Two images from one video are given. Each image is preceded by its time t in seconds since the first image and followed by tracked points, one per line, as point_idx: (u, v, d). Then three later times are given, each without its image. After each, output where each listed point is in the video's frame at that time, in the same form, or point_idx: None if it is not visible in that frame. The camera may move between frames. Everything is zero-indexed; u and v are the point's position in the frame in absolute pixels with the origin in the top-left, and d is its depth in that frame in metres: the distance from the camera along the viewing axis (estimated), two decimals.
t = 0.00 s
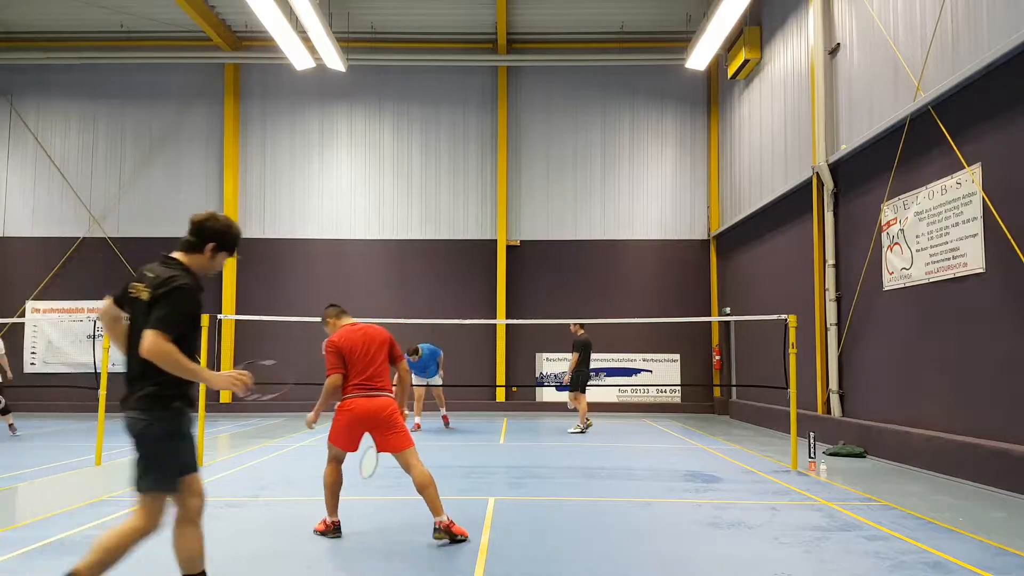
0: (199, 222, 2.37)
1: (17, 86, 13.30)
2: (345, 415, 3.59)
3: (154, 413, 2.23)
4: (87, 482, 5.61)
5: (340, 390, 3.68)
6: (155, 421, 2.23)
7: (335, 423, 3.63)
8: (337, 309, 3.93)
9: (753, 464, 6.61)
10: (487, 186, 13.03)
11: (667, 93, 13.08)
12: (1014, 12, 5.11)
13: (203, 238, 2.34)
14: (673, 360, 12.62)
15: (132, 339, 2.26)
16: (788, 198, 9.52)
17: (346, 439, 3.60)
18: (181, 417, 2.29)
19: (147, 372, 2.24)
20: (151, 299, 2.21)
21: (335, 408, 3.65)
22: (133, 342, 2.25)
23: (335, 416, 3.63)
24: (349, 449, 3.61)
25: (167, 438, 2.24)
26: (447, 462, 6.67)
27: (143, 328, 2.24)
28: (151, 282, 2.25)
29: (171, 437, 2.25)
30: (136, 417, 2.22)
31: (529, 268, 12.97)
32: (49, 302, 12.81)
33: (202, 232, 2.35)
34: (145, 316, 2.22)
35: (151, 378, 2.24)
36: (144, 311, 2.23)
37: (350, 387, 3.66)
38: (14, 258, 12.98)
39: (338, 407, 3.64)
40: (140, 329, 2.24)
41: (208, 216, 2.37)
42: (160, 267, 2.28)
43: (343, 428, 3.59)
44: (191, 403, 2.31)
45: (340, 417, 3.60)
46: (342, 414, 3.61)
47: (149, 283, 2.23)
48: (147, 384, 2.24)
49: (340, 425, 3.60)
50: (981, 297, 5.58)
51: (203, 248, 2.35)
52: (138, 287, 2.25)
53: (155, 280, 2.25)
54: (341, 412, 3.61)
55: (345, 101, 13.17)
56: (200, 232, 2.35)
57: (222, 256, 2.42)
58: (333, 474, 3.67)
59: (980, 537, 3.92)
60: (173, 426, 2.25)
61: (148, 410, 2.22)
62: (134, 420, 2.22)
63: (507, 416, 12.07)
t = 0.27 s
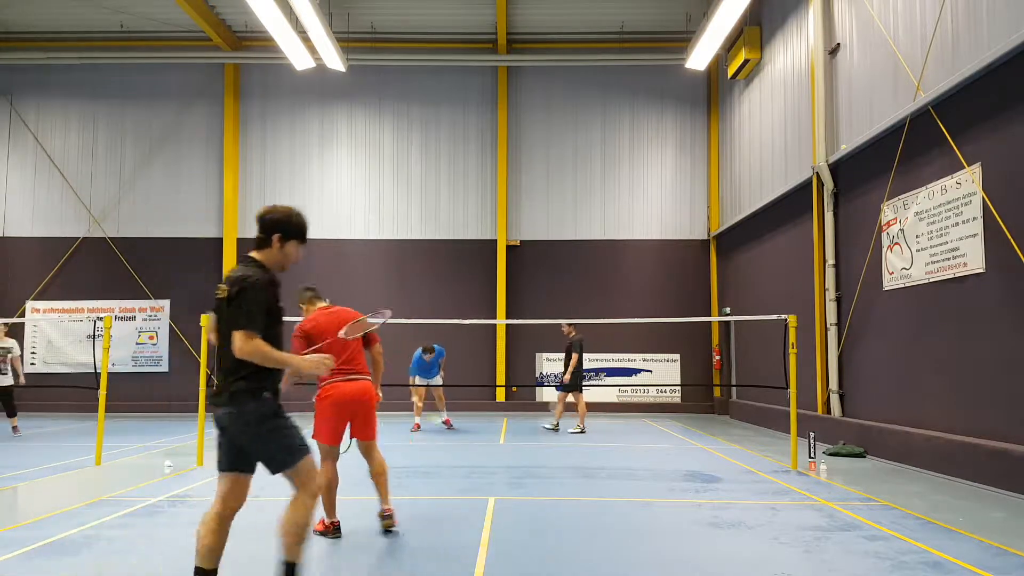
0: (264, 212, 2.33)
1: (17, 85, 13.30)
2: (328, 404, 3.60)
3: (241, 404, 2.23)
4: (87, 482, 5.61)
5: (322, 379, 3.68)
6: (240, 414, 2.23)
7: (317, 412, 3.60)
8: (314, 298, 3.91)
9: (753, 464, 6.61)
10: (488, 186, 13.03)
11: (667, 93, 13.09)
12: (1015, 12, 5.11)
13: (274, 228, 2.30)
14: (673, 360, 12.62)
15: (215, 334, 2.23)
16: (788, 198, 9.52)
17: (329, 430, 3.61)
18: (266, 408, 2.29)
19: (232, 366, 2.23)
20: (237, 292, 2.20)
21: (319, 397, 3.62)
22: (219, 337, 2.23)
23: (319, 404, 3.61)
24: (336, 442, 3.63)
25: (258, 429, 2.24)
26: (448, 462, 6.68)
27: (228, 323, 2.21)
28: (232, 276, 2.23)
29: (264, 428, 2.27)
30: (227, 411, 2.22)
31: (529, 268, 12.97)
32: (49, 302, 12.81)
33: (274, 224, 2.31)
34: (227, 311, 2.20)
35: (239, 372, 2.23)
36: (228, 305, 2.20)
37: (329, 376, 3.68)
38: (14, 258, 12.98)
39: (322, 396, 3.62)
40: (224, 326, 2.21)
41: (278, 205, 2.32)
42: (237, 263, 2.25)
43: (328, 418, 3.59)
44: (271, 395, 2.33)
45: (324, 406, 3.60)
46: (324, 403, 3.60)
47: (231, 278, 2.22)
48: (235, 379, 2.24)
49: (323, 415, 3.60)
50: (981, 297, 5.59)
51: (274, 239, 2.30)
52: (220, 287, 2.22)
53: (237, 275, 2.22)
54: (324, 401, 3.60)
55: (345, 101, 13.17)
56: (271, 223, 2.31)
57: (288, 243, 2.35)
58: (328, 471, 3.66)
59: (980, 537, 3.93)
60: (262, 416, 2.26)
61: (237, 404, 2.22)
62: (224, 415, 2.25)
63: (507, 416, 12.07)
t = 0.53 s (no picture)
0: (602, 273, 2.96)
1: (18, 86, 13.30)
2: (325, 406, 4.18)
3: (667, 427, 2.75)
4: (87, 482, 5.61)
5: (325, 380, 4.25)
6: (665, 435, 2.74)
7: (309, 409, 4.14)
8: (354, 307, 4.51)
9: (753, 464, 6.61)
10: (488, 186, 13.03)
11: (667, 93, 13.08)
12: (1014, 12, 5.11)
13: (624, 287, 2.94)
14: (673, 360, 12.62)
15: (614, 370, 2.74)
16: (788, 198, 9.52)
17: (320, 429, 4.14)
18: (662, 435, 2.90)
19: (640, 394, 2.73)
20: (638, 335, 2.79)
21: (315, 396, 4.18)
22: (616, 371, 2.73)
23: (314, 403, 4.16)
24: (324, 441, 4.13)
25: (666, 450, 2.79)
26: (448, 462, 6.68)
27: (644, 358, 2.78)
28: (630, 320, 2.82)
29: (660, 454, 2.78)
30: (628, 431, 2.67)
31: (529, 268, 12.98)
32: (49, 302, 12.82)
33: (614, 282, 2.93)
34: (639, 349, 2.77)
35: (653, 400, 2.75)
36: (632, 344, 2.76)
37: (334, 379, 4.28)
38: (14, 258, 12.98)
39: (320, 396, 4.19)
40: (630, 359, 2.75)
41: (620, 266, 2.98)
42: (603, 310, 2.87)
43: (321, 418, 4.13)
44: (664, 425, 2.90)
45: (319, 406, 4.16)
46: (321, 404, 4.17)
47: (632, 323, 2.80)
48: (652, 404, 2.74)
49: (316, 415, 4.13)
50: (981, 297, 5.59)
51: (619, 297, 2.95)
52: (583, 323, 2.75)
53: (633, 320, 2.82)
54: (321, 401, 4.18)
55: (345, 101, 13.17)
56: (609, 282, 2.94)
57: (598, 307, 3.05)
58: (308, 466, 4.02)
59: (980, 537, 3.93)
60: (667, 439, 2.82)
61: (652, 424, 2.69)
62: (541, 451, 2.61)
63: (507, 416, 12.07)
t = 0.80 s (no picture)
0: (603, 268, 2.95)
1: (18, 86, 13.30)
2: (325, 406, 4.17)
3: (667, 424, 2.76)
4: (87, 482, 5.61)
5: (325, 381, 4.25)
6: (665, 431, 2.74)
7: (309, 410, 4.14)
8: (355, 308, 4.51)
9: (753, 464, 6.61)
10: (487, 186, 13.03)
11: (667, 93, 13.08)
12: (1014, 12, 5.11)
13: (624, 282, 2.93)
14: (673, 360, 12.62)
15: (612, 366, 2.74)
16: (788, 198, 9.52)
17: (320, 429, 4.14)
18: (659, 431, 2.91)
19: (639, 390, 2.73)
20: (637, 331, 2.79)
21: (315, 396, 4.18)
22: (613, 367, 2.73)
23: (314, 404, 4.16)
24: (324, 441, 4.12)
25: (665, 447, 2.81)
26: (448, 462, 6.68)
27: (643, 354, 2.79)
28: (630, 316, 2.81)
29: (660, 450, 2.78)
30: (627, 428, 2.67)
31: (529, 268, 12.98)
32: (49, 302, 12.82)
33: (614, 277, 2.93)
34: (637, 346, 2.77)
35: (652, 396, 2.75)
36: (630, 340, 2.76)
37: (335, 379, 4.28)
38: (14, 258, 12.98)
39: (320, 396, 4.19)
40: (629, 355, 2.74)
41: (620, 261, 2.97)
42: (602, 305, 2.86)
43: (322, 419, 4.13)
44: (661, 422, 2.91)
45: (320, 407, 4.15)
46: (321, 405, 4.17)
47: (631, 319, 2.79)
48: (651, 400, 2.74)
49: (316, 415, 4.13)
50: (981, 297, 5.59)
51: (618, 293, 2.94)
52: (583, 319, 2.74)
53: (633, 316, 2.81)
54: (321, 402, 4.18)
55: (345, 101, 13.17)
56: (609, 277, 2.94)
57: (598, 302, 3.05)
58: (308, 466, 4.03)
59: (980, 537, 3.93)
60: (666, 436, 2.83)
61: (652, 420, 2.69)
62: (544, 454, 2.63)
63: (507, 416, 12.07)
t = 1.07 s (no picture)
0: (602, 267, 2.95)
1: (18, 86, 13.30)
2: (325, 407, 4.17)
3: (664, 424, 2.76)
4: (87, 482, 5.61)
5: (325, 381, 4.25)
6: (662, 432, 2.75)
7: (310, 410, 4.14)
8: (355, 308, 4.51)
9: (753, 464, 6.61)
10: (487, 186, 13.03)
11: (667, 93, 13.08)
12: (1014, 12, 5.12)
13: (623, 282, 2.93)
14: (673, 360, 12.63)
15: (611, 367, 2.73)
16: (788, 198, 9.52)
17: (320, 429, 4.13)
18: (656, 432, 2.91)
19: (637, 390, 2.73)
20: (636, 331, 2.79)
21: (315, 396, 4.18)
22: (612, 368, 2.73)
23: (314, 404, 4.16)
24: (324, 441, 4.12)
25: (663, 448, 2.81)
26: (448, 462, 6.68)
27: (641, 354, 2.79)
28: (628, 316, 2.81)
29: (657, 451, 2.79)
30: (626, 428, 2.67)
31: (529, 268, 12.98)
32: (49, 302, 12.82)
33: (613, 276, 2.92)
34: (636, 346, 2.77)
35: (650, 396, 2.75)
36: (630, 340, 2.76)
37: (335, 380, 4.28)
38: (14, 258, 12.98)
39: (320, 396, 4.19)
40: (627, 355, 2.74)
41: (618, 260, 2.97)
42: (600, 305, 2.86)
43: (322, 419, 4.13)
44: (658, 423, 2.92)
45: (319, 407, 4.15)
46: (321, 405, 4.16)
47: (630, 319, 2.79)
48: (650, 401, 2.74)
49: (316, 415, 4.13)
50: (981, 297, 5.59)
51: (615, 293, 2.94)
52: (581, 319, 2.74)
53: (631, 317, 2.81)
54: (321, 401, 4.17)
55: (345, 101, 13.17)
56: (609, 276, 2.93)
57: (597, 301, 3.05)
58: (308, 466, 4.03)
59: (980, 537, 3.93)
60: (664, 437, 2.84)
61: (650, 420, 2.69)
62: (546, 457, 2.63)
63: (507, 416, 12.07)
